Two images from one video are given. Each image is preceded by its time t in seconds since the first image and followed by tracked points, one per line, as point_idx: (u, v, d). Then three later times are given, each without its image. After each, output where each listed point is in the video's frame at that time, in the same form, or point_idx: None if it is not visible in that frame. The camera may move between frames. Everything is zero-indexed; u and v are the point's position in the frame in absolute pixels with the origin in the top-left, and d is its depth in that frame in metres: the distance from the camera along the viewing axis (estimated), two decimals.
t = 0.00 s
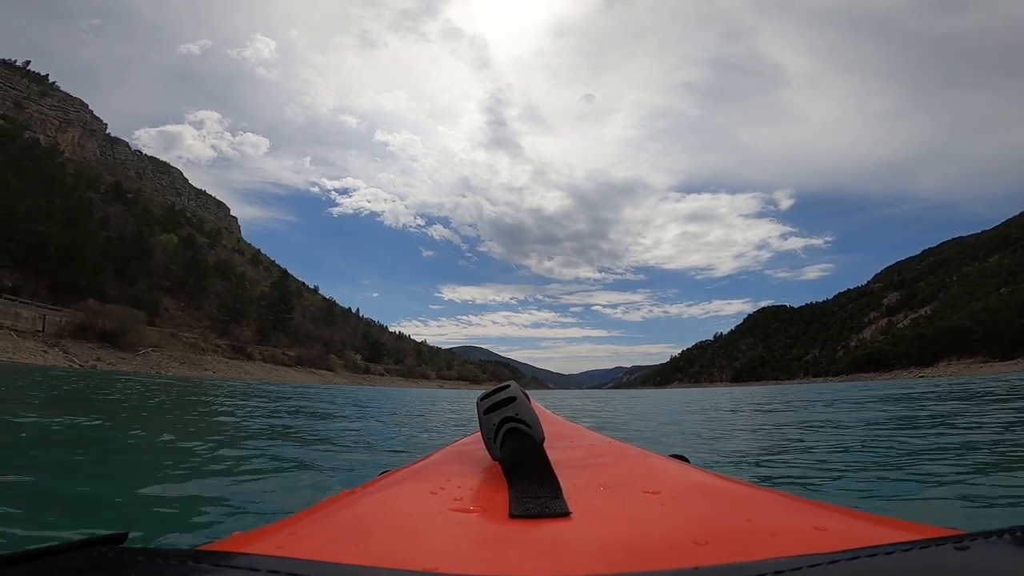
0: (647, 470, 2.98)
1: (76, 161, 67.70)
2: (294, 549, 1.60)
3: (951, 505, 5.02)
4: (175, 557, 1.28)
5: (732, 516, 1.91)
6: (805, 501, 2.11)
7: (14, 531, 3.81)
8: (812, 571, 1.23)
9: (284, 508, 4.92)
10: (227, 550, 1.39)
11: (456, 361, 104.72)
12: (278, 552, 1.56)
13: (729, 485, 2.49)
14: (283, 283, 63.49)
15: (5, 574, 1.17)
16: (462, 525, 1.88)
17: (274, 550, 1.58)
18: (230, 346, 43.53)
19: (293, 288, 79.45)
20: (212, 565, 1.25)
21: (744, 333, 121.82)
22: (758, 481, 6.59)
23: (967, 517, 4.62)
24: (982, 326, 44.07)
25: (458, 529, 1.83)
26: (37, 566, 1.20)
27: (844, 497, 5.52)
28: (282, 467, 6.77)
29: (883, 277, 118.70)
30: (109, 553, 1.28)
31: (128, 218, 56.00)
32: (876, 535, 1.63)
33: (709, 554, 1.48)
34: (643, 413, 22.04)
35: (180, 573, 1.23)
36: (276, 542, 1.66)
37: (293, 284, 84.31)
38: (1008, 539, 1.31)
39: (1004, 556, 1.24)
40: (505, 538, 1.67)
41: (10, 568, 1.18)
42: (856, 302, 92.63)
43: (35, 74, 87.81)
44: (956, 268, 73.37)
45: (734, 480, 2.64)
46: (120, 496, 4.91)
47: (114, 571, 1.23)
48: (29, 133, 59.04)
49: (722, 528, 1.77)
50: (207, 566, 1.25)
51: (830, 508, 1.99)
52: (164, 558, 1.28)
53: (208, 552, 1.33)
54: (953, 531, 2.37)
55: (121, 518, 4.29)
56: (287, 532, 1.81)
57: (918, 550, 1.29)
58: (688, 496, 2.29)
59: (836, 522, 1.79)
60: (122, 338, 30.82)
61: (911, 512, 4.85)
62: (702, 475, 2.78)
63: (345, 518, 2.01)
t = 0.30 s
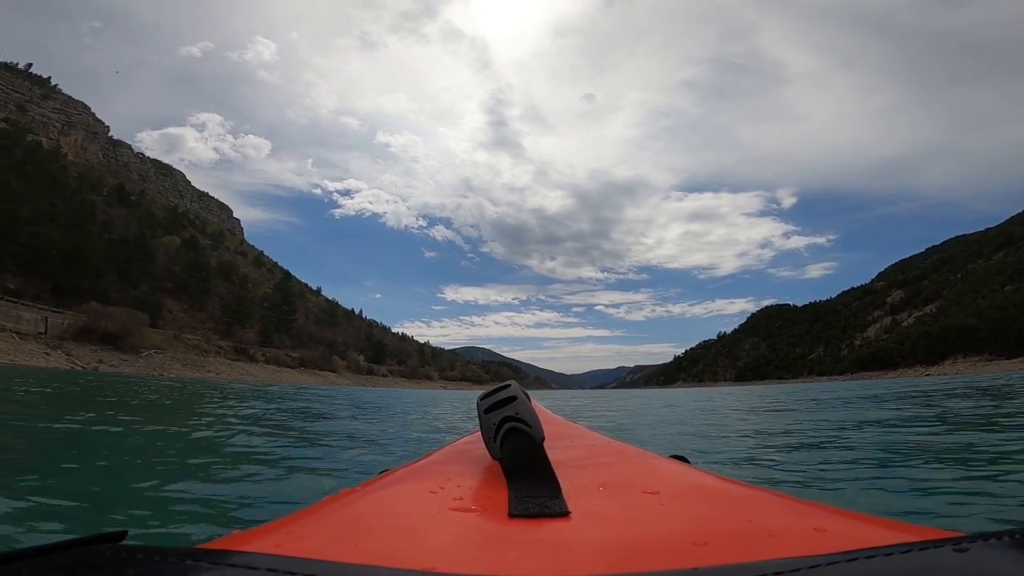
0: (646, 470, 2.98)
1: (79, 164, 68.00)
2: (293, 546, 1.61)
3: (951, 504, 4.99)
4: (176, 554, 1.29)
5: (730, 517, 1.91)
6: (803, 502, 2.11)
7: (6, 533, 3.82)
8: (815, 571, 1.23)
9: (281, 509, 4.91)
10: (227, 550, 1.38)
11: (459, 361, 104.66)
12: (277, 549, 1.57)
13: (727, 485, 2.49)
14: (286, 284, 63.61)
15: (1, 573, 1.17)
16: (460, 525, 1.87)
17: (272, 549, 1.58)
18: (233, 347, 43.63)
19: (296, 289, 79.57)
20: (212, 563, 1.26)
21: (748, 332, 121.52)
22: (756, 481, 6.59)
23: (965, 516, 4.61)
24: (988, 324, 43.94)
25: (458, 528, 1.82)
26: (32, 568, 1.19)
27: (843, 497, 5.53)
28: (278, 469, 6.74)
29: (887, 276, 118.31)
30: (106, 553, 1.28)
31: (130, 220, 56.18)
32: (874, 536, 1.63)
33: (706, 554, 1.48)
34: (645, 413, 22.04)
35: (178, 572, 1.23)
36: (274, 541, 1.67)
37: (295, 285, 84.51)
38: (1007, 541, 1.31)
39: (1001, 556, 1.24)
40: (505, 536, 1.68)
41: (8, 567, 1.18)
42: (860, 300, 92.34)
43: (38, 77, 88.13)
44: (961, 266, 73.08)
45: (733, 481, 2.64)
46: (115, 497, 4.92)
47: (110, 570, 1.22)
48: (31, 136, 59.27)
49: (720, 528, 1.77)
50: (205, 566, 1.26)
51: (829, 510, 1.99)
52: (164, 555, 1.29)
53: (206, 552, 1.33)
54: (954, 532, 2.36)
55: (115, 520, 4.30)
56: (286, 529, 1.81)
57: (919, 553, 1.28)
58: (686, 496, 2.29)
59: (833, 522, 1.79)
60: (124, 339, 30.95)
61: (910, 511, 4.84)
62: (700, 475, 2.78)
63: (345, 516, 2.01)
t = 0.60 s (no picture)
0: (647, 469, 2.97)
1: (87, 163, 68.51)
2: (294, 547, 1.62)
3: (954, 507, 4.97)
4: (176, 555, 1.29)
5: (731, 516, 1.90)
6: (805, 501, 2.10)
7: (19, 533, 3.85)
8: (812, 570, 1.21)
9: (281, 509, 4.91)
10: (226, 551, 1.39)
11: (463, 362, 104.72)
12: (276, 551, 1.57)
13: (728, 484, 2.48)
14: (291, 284, 63.87)
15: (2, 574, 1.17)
16: (460, 524, 1.87)
17: (273, 549, 1.58)
18: (237, 346, 43.79)
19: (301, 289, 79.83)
20: (212, 565, 1.26)
21: (753, 334, 121.13)
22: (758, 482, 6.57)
23: (967, 518, 4.59)
24: (997, 327, 43.66)
25: (458, 528, 1.83)
26: (36, 567, 1.20)
27: (845, 500, 5.51)
28: (279, 467, 6.75)
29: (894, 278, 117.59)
30: (108, 554, 1.29)
31: (137, 219, 56.49)
32: (875, 533, 1.62)
33: (706, 554, 1.47)
34: (648, 414, 22.01)
35: (179, 574, 1.24)
36: (275, 542, 1.67)
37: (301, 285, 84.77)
38: (1008, 538, 1.30)
39: (1002, 554, 1.23)
40: (505, 536, 1.67)
41: (8, 568, 1.18)
42: (867, 303, 91.85)
43: (47, 76, 88.76)
44: (969, 269, 72.58)
45: (734, 479, 2.62)
46: (124, 496, 4.95)
47: (112, 570, 1.23)
48: (40, 135, 59.74)
49: (721, 526, 1.77)
50: (206, 566, 1.26)
51: (829, 508, 1.98)
52: (163, 557, 1.29)
53: (208, 552, 1.34)
54: (954, 530, 2.35)
55: (129, 517, 4.35)
56: (287, 530, 1.81)
57: (918, 550, 1.27)
58: (687, 495, 2.27)
59: (835, 521, 1.77)
60: (129, 338, 31.17)
61: (911, 514, 4.83)
62: (701, 474, 2.77)
63: (345, 517, 2.01)
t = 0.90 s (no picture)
0: (648, 469, 2.96)
1: (93, 161, 68.80)
2: (294, 549, 1.62)
3: (956, 509, 4.96)
4: (174, 557, 1.30)
5: (733, 517, 1.89)
6: (807, 502, 2.08)
7: (29, 530, 3.87)
8: (811, 570, 1.22)
9: (283, 507, 4.93)
10: (228, 552, 1.40)
11: (467, 360, 104.69)
12: (276, 551, 1.58)
13: (728, 485, 2.48)
14: (295, 281, 64.04)
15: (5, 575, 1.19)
16: (460, 526, 1.88)
17: (273, 550, 1.59)
18: (240, 344, 43.91)
19: (306, 287, 80.05)
20: (213, 565, 1.27)
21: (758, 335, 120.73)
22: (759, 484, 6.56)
23: (968, 519, 4.59)
24: (1005, 329, 43.47)
25: (459, 529, 1.83)
26: (38, 568, 1.22)
27: (846, 501, 5.50)
28: (279, 465, 6.79)
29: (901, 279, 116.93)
30: (110, 555, 1.30)
31: (142, 216, 56.74)
32: (877, 535, 1.61)
33: (707, 554, 1.47)
34: (651, 415, 21.98)
35: (180, 574, 1.25)
36: (276, 543, 1.68)
37: (305, 283, 84.98)
38: (1008, 538, 1.30)
39: (1005, 556, 1.22)
40: (506, 536, 1.68)
41: (12, 567, 1.20)
42: (873, 304, 91.41)
43: (54, 74, 89.12)
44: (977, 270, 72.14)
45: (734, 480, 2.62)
46: (131, 493, 4.98)
47: (114, 570, 1.24)
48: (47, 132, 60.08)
49: (722, 527, 1.76)
50: (207, 567, 1.27)
51: (831, 508, 1.97)
52: (165, 557, 1.30)
53: (209, 552, 1.35)
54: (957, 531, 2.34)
55: (140, 515, 4.40)
56: (287, 532, 1.82)
57: (919, 552, 1.26)
58: (688, 496, 2.27)
59: (837, 522, 1.76)
60: (132, 334, 31.35)
61: (912, 514, 4.83)
62: (702, 474, 2.77)
63: (346, 518, 2.02)
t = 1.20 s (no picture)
0: (648, 469, 2.96)
1: (96, 162, 69.00)
2: (294, 548, 1.63)
3: (955, 509, 4.95)
4: (174, 556, 1.30)
5: (734, 517, 1.89)
6: (809, 502, 2.08)
7: (29, 531, 3.86)
8: (813, 571, 1.21)
9: (283, 507, 4.93)
10: (227, 552, 1.41)
11: (469, 361, 104.64)
12: (276, 551, 1.58)
13: (729, 485, 2.47)
14: (297, 282, 64.15)
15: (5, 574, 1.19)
16: (461, 526, 1.88)
17: (272, 551, 1.59)
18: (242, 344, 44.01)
19: (308, 287, 80.22)
20: (214, 564, 1.27)
21: (761, 335, 120.52)
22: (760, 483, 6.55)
23: (969, 520, 4.57)
24: (1009, 329, 43.40)
25: (459, 529, 1.83)
26: (37, 567, 1.21)
27: (846, 502, 5.49)
28: (280, 466, 6.79)
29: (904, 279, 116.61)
30: (109, 555, 1.30)
31: (145, 217, 56.90)
32: (877, 534, 1.61)
33: (708, 555, 1.47)
34: (653, 415, 21.97)
35: (179, 574, 1.25)
36: (276, 542, 1.68)
37: (308, 284, 85.12)
38: (1010, 538, 1.29)
39: (1005, 556, 1.22)
40: (506, 536, 1.68)
41: (12, 567, 1.21)
42: (876, 304, 91.21)
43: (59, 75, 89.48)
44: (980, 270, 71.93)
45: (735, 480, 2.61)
46: (131, 493, 4.99)
47: (112, 571, 1.24)
48: (50, 133, 60.29)
49: (723, 527, 1.76)
50: (209, 566, 1.27)
51: (832, 508, 1.96)
52: (164, 558, 1.30)
53: (209, 551, 1.36)
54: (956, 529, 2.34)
55: (140, 514, 4.41)
56: (287, 530, 1.83)
57: (921, 551, 1.26)
58: (688, 497, 2.27)
59: (836, 521, 1.77)
60: (134, 335, 31.43)
61: (911, 515, 4.81)
62: (702, 474, 2.77)
63: (347, 518, 2.02)
